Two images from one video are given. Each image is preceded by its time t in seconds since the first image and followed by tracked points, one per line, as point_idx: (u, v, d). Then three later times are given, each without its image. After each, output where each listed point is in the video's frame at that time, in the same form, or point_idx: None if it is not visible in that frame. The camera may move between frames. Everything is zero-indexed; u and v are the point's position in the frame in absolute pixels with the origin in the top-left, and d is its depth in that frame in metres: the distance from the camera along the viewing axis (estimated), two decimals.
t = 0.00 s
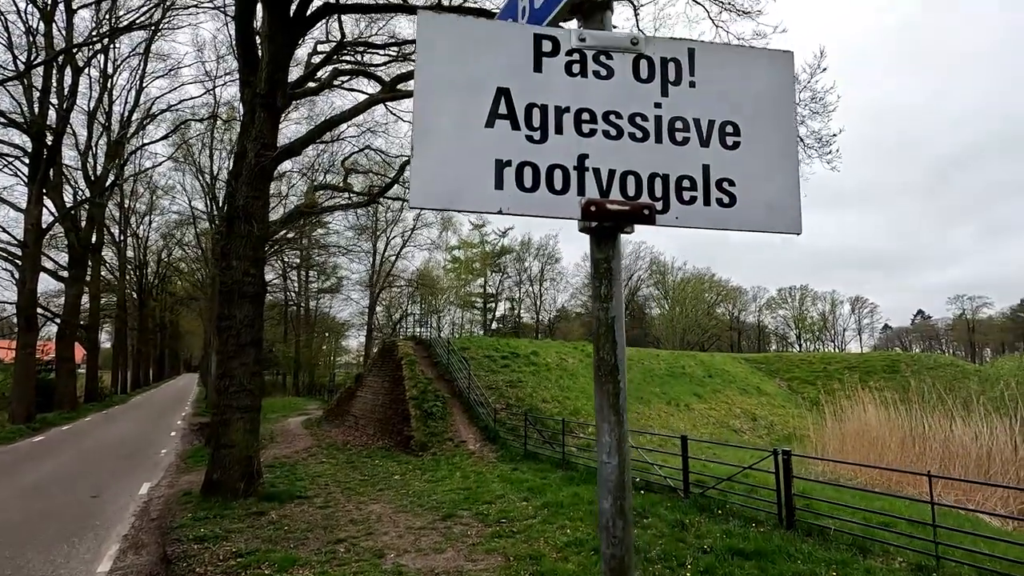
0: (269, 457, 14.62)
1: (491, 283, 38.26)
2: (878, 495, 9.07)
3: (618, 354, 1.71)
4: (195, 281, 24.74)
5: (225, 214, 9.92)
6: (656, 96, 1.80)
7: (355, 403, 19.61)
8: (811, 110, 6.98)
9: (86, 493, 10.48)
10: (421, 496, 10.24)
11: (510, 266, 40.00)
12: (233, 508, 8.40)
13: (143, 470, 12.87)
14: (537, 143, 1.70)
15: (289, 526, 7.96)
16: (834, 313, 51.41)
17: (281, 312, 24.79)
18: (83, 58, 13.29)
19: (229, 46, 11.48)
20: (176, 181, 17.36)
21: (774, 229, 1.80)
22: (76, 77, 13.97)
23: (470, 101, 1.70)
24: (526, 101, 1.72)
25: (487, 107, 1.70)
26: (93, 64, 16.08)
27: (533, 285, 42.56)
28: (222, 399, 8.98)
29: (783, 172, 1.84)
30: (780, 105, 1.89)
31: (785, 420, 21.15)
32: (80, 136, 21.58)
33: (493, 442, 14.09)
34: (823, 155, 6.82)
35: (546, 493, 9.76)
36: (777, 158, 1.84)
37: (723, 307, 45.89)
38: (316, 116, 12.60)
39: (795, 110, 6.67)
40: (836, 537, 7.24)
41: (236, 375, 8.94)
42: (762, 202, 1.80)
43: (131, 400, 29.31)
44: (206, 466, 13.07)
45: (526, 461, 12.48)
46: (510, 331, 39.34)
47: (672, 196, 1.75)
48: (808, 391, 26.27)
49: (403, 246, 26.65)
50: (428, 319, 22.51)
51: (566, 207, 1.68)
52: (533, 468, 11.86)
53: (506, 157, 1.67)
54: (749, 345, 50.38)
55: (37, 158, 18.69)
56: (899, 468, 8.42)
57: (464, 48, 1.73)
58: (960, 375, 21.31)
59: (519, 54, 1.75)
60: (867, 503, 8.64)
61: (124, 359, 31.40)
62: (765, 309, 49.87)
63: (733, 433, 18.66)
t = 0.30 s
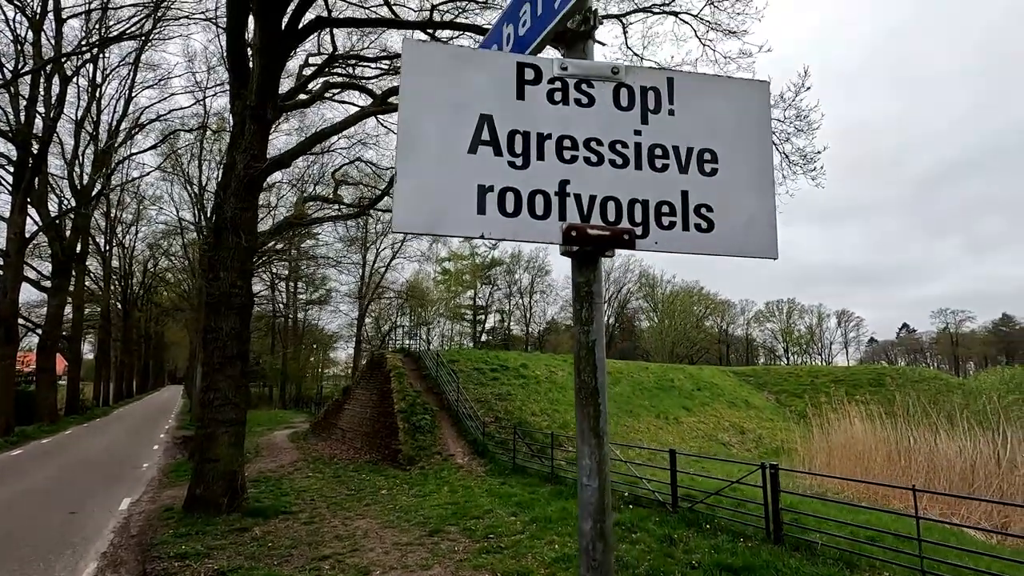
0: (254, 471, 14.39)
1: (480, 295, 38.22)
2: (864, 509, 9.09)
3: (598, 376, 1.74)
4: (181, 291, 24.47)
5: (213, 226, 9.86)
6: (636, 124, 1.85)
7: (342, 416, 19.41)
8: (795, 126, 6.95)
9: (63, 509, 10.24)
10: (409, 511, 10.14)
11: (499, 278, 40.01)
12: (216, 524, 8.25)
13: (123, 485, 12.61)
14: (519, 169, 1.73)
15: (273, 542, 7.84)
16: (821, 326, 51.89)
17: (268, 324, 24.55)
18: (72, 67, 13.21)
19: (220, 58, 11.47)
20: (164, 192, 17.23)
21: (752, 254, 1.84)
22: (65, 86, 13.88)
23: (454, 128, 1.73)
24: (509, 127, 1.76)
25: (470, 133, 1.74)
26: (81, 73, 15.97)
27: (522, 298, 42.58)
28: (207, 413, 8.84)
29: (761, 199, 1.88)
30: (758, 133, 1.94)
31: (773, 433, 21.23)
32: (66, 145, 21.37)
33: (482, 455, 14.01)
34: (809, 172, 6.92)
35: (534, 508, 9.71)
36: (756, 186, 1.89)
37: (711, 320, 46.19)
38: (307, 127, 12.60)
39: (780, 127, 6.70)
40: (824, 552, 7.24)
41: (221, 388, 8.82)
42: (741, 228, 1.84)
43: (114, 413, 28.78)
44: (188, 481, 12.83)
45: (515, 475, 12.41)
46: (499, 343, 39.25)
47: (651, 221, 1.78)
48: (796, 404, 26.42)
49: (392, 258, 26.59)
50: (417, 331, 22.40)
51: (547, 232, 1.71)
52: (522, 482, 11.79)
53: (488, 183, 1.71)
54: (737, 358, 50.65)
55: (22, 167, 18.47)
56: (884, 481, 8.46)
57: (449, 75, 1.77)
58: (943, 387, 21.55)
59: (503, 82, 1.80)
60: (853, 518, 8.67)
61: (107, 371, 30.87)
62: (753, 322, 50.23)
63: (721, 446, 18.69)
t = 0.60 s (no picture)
0: (239, 485, 14.16)
1: (470, 306, 38.14)
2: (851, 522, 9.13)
3: (587, 391, 1.76)
4: (167, 301, 24.18)
5: (201, 236, 9.78)
6: (624, 143, 1.89)
7: (330, 428, 19.19)
8: (780, 142, 7.01)
9: (42, 524, 9.99)
10: (396, 525, 10.02)
11: (489, 290, 39.99)
12: (198, 539, 8.10)
13: (104, 499, 12.34)
14: (510, 187, 1.76)
15: (257, 557, 7.70)
16: (809, 339, 52.30)
17: (256, 335, 24.31)
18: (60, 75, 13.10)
19: (211, 68, 11.45)
20: (152, 201, 17.07)
21: (736, 270, 1.88)
22: (53, 95, 13.78)
23: (446, 145, 1.76)
24: (499, 146, 1.79)
25: (462, 151, 1.77)
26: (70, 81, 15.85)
27: (512, 309, 42.54)
28: (191, 425, 8.70)
29: (746, 217, 1.93)
30: (743, 155, 1.99)
31: (761, 446, 21.29)
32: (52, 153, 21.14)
33: (471, 468, 13.91)
34: (795, 186, 7.01)
35: (524, 521, 9.65)
36: (740, 205, 1.93)
37: (700, 332, 46.39)
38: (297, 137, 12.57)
39: (766, 142, 6.75)
40: (812, 565, 7.24)
41: (207, 400, 8.69)
42: (726, 245, 1.88)
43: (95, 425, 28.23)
44: (171, 495, 12.58)
45: (504, 488, 12.33)
46: (489, 355, 39.12)
47: (639, 239, 1.82)
48: (784, 416, 26.51)
49: (382, 268, 26.48)
50: (406, 342, 22.27)
51: (537, 249, 1.74)
52: (511, 495, 11.71)
53: (479, 200, 1.73)
54: (726, 370, 50.86)
55: (6, 175, 18.22)
56: (870, 492, 8.52)
57: (440, 95, 1.80)
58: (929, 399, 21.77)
59: (494, 100, 1.83)
60: (842, 530, 8.71)
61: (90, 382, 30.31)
62: (741, 334, 50.52)
63: (711, 458, 18.69)
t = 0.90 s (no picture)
0: (228, 495, 14.00)
1: (463, 314, 38.07)
2: (843, 530, 9.18)
3: (582, 399, 1.78)
4: (157, 308, 23.95)
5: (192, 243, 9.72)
6: (619, 155, 1.92)
7: (321, 437, 19.03)
8: (771, 152, 7.04)
9: (25, 535, 9.81)
10: (388, 535, 9.95)
11: (482, 298, 39.95)
12: (186, 550, 7.99)
13: (90, 510, 12.15)
14: (507, 198, 1.79)
15: (246, 568, 7.61)
16: (799, 347, 52.62)
17: (247, 342, 24.12)
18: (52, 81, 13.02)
19: (205, 75, 11.43)
20: (143, 207, 16.95)
21: (729, 280, 1.92)
22: (44, 101, 13.70)
23: (444, 156, 1.79)
24: (496, 157, 1.82)
25: (459, 162, 1.79)
26: (62, 87, 15.76)
27: (505, 317, 42.52)
28: (180, 434, 8.61)
29: (739, 229, 1.96)
30: (735, 167, 2.02)
31: (753, 454, 21.35)
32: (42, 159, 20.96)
33: (463, 477, 13.84)
34: (785, 197, 7.08)
35: (516, 531, 9.61)
36: (732, 218, 1.96)
37: (692, 340, 46.56)
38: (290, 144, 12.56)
39: (756, 154, 6.77)
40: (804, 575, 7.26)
41: (197, 408, 8.61)
42: (719, 257, 1.92)
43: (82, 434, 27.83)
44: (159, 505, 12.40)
45: (496, 497, 12.29)
46: (482, 363, 39.05)
47: (633, 249, 1.85)
48: (775, 425, 26.60)
49: (374, 276, 26.42)
50: (398, 350, 22.19)
51: (534, 258, 1.76)
52: (503, 505, 11.66)
53: (476, 210, 1.76)
54: (718, 378, 51.02)
55: None
56: (861, 501, 8.59)
57: (439, 106, 1.83)
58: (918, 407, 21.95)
59: (492, 112, 1.86)
60: (833, 539, 8.74)
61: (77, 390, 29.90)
62: (733, 343, 50.73)
63: (702, 467, 18.72)
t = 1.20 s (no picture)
0: (218, 504, 13.83)
1: (456, 321, 37.97)
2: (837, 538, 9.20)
3: (576, 407, 1.78)
4: (148, 314, 23.73)
5: (185, 249, 9.66)
6: (612, 165, 1.94)
7: (313, 445, 18.88)
8: (763, 162, 7.08)
9: (10, 546, 9.64)
10: (380, 544, 9.86)
11: (476, 306, 39.90)
12: (175, 560, 7.88)
13: (76, 520, 11.96)
14: (501, 207, 1.80)
15: None
16: (792, 356, 52.81)
17: (239, 349, 23.95)
18: (45, 86, 12.94)
19: (199, 81, 11.39)
20: (135, 213, 16.85)
21: (722, 289, 1.93)
22: (37, 106, 13.63)
23: (438, 165, 1.80)
24: (491, 166, 1.83)
25: (454, 170, 1.80)
26: (55, 92, 15.68)
27: (499, 325, 42.47)
28: (170, 442, 8.52)
29: (731, 239, 1.98)
30: (728, 178, 2.04)
31: (746, 462, 21.35)
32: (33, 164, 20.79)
33: (456, 486, 13.76)
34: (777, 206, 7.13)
35: (509, 540, 9.55)
36: (725, 229, 1.98)
37: (685, 348, 46.63)
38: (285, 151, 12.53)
39: (748, 163, 6.79)
40: None
41: (187, 416, 8.53)
42: (712, 266, 1.93)
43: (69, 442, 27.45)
44: (147, 515, 12.23)
45: (489, 506, 12.22)
46: (476, 371, 38.93)
47: (627, 258, 1.86)
48: (769, 433, 26.64)
49: (368, 283, 26.32)
50: (392, 358, 22.08)
51: (527, 267, 1.76)
52: (496, 514, 11.60)
53: (471, 219, 1.76)
54: (711, 387, 51.09)
55: None
56: (854, 509, 8.63)
57: (434, 115, 1.84)
58: (909, 416, 22.05)
59: (487, 121, 1.88)
60: (827, 548, 8.73)
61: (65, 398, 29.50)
62: (726, 351, 50.85)
63: (696, 475, 18.70)
